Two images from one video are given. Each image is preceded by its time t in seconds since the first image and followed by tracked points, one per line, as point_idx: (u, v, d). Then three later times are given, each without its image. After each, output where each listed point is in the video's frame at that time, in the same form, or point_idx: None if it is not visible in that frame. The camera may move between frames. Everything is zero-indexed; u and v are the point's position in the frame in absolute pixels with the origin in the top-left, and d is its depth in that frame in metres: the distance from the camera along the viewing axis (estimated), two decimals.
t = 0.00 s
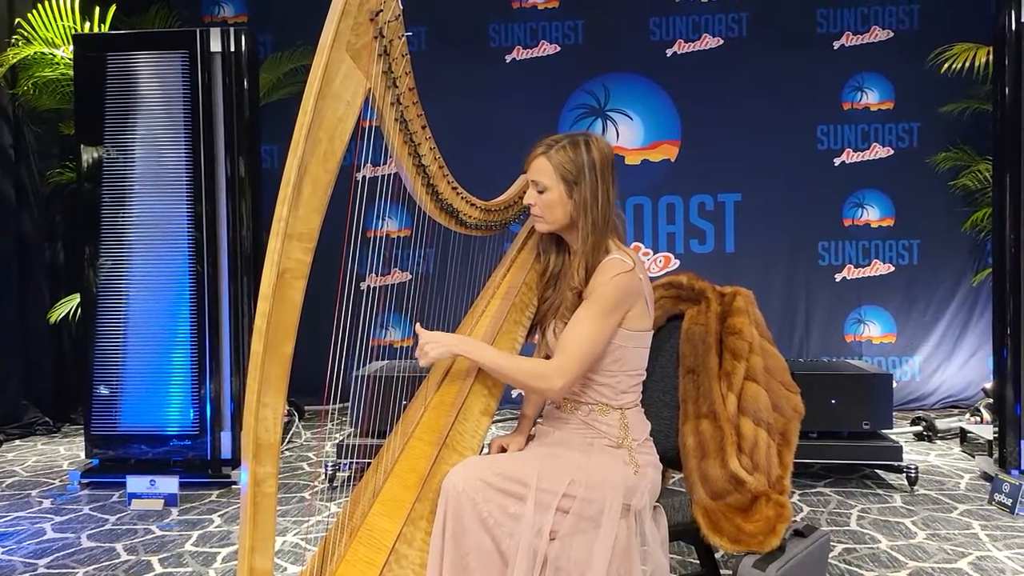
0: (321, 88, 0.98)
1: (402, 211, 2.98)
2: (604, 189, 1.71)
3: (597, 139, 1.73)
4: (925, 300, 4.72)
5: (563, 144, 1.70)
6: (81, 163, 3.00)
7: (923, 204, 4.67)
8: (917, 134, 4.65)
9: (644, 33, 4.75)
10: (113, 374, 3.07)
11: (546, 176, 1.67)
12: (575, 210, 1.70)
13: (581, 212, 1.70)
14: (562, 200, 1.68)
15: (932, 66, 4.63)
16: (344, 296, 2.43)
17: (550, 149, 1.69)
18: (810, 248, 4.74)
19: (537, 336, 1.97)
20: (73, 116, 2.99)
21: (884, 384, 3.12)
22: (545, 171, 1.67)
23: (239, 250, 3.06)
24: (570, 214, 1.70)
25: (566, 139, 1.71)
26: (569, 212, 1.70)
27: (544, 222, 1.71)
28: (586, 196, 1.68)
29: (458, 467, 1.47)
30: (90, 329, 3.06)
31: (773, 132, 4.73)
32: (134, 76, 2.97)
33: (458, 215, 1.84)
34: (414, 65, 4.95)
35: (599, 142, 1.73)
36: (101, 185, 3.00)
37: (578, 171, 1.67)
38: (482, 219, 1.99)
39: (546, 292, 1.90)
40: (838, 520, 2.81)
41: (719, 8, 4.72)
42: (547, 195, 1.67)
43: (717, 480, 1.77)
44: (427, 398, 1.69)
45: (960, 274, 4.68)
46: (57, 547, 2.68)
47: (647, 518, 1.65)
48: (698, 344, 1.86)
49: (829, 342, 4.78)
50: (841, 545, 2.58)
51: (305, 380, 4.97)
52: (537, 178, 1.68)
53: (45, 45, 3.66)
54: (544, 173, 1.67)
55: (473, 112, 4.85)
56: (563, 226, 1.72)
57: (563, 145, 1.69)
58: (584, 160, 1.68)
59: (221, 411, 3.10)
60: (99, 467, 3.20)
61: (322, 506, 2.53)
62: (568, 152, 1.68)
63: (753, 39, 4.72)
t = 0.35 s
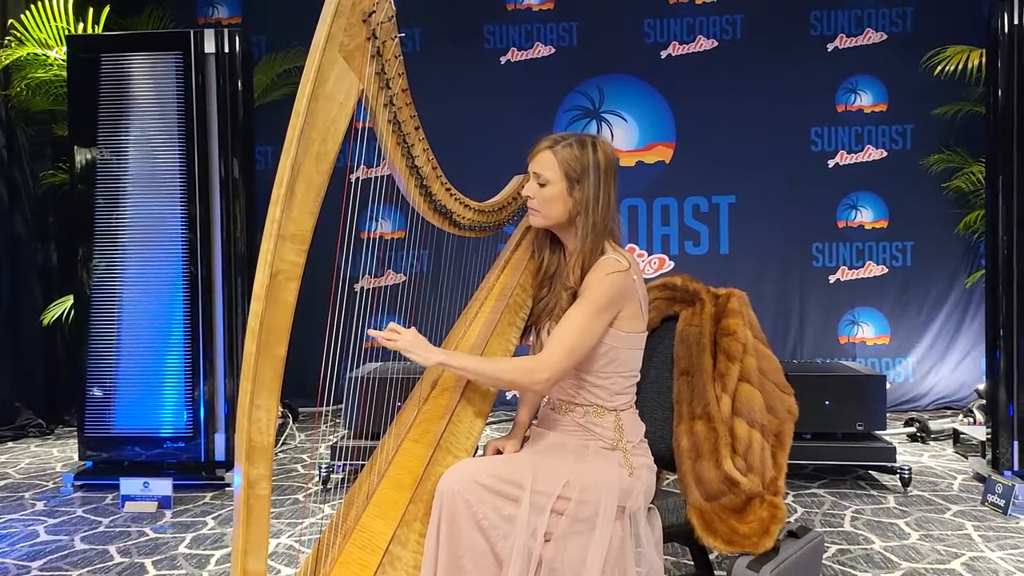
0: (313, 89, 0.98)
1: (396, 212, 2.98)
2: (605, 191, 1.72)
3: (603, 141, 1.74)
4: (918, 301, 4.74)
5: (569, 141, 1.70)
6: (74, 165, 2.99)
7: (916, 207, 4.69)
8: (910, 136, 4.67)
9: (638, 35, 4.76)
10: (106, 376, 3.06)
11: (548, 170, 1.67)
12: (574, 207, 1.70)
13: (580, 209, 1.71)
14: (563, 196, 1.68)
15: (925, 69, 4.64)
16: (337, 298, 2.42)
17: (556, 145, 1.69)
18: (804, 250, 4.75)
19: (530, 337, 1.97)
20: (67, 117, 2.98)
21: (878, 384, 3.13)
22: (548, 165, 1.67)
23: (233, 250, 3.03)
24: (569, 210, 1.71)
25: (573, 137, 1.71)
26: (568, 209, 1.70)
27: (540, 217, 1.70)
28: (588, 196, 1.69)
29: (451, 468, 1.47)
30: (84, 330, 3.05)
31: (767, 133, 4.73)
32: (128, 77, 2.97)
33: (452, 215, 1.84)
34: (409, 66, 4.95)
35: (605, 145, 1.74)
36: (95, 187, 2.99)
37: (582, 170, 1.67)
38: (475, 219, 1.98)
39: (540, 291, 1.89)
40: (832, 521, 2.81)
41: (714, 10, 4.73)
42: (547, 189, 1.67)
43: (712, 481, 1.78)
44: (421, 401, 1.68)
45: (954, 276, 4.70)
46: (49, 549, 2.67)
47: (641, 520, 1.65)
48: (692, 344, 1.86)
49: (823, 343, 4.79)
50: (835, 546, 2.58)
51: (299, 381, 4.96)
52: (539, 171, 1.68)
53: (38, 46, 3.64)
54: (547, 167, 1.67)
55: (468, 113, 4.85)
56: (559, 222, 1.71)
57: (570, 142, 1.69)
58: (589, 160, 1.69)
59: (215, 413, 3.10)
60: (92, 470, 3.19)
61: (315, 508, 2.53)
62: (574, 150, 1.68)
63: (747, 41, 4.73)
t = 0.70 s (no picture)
0: (306, 89, 0.97)
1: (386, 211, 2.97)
2: (599, 193, 1.73)
3: (598, 144, 1.74)
4: (906, 302, 4.76)
5: (565, 141, 1.70)
6: (62, 163, 2.97)
7: (905, 208, 4.72)
8: (898, 138, 4.70)
9: (629, 36, 4.77)
10: (94, 375, 3.05)
11: (543, 169, 1.67)
12: (568, 207, 1.70)
13: (573, 209, 1.71)
14: (557, 195, 1.68)
15: (913, 71, 4.67)
16: (328, 297, 2.41)
17: (552, 144, 1.69)
18: (794, 251, 4.77)
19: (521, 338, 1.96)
20: (55, 115, 2.96)
21: (866, 385, 3.15)
22: (543, 165, 1.67)
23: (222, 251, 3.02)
24: (563, 210, 1.71)
25: (569, 138, 1.71)
26: (563, 208, 1.70)
27: (532, 216, 1.70)
28: (583, 196, 1.69)
29: (442, 468, 1.47)
30: (71, 330, 3.03)
31: (757, 134, 4.75)
32: (117, 74, 2.95)
33: (444, 216, 1.83)
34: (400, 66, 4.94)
35: (600, 147, 1.74)
36: (83, 185, 2.97)
37: (577, 170, 1.68)
38: (466, 220, 1.98)
39: (531, 292, 1.89)
40: (821, 521, 2.82)
41: (704, 12, 4.74)
42: (541, 188, 1.66)
43: (701, 481, 1.78)
44: (411, 402, 1.68)
45: (941, 277, 4.73)
46: (36, 550, 2.65)
47: (631, 520, 1.66)
48: (683, 344, 1.87)
49: (811, 343, 4.81)
50: (823, 546, 2.59)
51: (288, 381, 4.94)
52: (534, 170, 1.68)
53: (25, 44, 3.61)
54: (542, 165, 1.67)
55: (459, 113, 4.85)
56: (552, 222, 1.71)
57: (567, 142, 1.69)
58: (585, 161, 1.69)
59: (203, 413, 3.08)
60: (79, 470, 3.17)
61: (305, 508, 2.52)
62: (570, 150, 1.69)
63: (737, 43, 4.75)
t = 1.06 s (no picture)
0: (295, 88, 0.97)
1: (372, 212, 2.97)
2: (579, 194, 1.73)
3: (569, 143, 1.73)
4: (891, 303, 4.80)
5: (537, 147, 1.69)
6: (46, 162, 2.95)
7: (890, 210, 4.75)
8: (883, 140, 4.73)
9: (617, 38, 4.78)
10: (78, 376, 3.02)
11: (520, 181, 1.66)
12: (551, 213, 1.70)
13: (554, 214, 1.71)
14: (537, 204, 1.68)
15: (899, 73, 4.71)
16: (316, 299, 2.40)
17: (524, 153, 1.68)
18: (780, 252, 4.80)
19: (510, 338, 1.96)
20: (39, 113, 2.94)
21: (851, 385, 3.17)
22: (518, 175, 1.66)
23: (208, 251, 3.00)
24: (545, 217, 1.71)
25: (540, 142, 1.70)
26: (544, 215, 1.70)
27: (518, 226, 1.70)
28: (562, 200, 1.69)
29: (429, 468, 1.46)
30: (54, 330, 3.00)
31: (744, 136, 4.77)
32: (102, 73, 2.93)
33: (432, 217, 1.83)
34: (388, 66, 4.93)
35: (573, 145, 1.73)
36: (67, 185, 2.95)
37: (553, 175, 1.67)
38: (454, 222, 1.97)
39: (521, 294, 1.89)
40: (806, 521, 2.84)
41: (691, 13, 4.76)
42: (521, 199, 1.66)
43: (687, 482, 1.79)
44: (399, 403, 1.67)
45: (925, 278, 4.77)
46: (19, 552, 2.62)
47: (618, 520, 1.66)
48: (670, 346, 1.87)
49: (797, 344, 4.84)
50: (809, 546, 2.61)
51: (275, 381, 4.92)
52: (510, 182, 1.67)
53: (9, 41, 3.57)
54: (517, 177, 1.66)
55: (447, 114, 4.85)
56: (536, 229, 1.71)
57: (537, 148, 1.68)
58: (558, 163, 1.68)
59: (189, 414, 3.06)
60: (63, 471, 3.14)
61: (292, 509, 2.51)
62: (542, 155, 1.68)
63: (724, 44, 4.77)
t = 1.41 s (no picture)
0: (285, 89, 0.97)
1: (362, 214, 2.97)
2: (570, 196, 1.73)
3: (561, 144, 1.73)
4: (880, 304, 4.82)
5: (528, 149, 1.69)
6: (34, 163, 2.93)
7: (879, 211, 4.77)
8: (872, 141, 4.76)
9: (607, 39, 4.79)
10: (66, 378, 3.01)
11: (511, 182, 1.67)
12: (542, 214, 1.71)
13: (546, 215, 1.71)
14: (528, 206, 1.68)
15: (887, 75, 4.73)
16: (306, 301, 2.39)
17: (516, 154, 1.68)
18: (771, 253, 4.81)
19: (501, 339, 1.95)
20: (27, 114, 2.92)
21: (841, 385, 3.18)
22: (510, 177, 1.67)
23: (197, 251, 2.99)
24: (537, 218, 1.71)
25: (531, 144, 1.70)
26: (536, 218, 1.70)
27: (510, 227, 1.70)
28: (553, 202, 1.69)
29: (419, 470, 1.46)
30: (42, 332, 2.98)
31: (734, 137, 4.79)
32: (90, 73, 2.92)
33: (424, 219, 1.83)
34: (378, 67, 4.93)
35: (565, 146, 1.73)
36: (55, 186, 2.94)
37: (544, 177, 1.67)
38: (447, 222, 1.96)
39: (512, 295, 1.89)
40: (796, 521, 2.85)
41: (682, 15, 4.77)
42: (513, 201, 1.67)
43: (678, 482, 1.79)
44: (390, 403, 1.67)
45: (914, 279, 4.79)
46: (6, 555, 2.61)
47: (608, 521, 1.66)
48: (660, 347, 1.88)
49: (787, 345, 4.85)
50: (798, 546, 2.62)
51: (265, 383, 4.90)
52: (502, 183, 1.68)
53: None
54: (509, 179, 1.67)
55: (438, 115, 4.84)
56: (529, 231, 1.72)
57: (529, 150, 1.68)
58: (550, 165, 1.68)
59: (178, 416, 3.05)
60: (51, 474, 3.12)
61: (281, 512, 2.50)
62: (534, 157, 1.68)
63: (715, 46, 4.78)
